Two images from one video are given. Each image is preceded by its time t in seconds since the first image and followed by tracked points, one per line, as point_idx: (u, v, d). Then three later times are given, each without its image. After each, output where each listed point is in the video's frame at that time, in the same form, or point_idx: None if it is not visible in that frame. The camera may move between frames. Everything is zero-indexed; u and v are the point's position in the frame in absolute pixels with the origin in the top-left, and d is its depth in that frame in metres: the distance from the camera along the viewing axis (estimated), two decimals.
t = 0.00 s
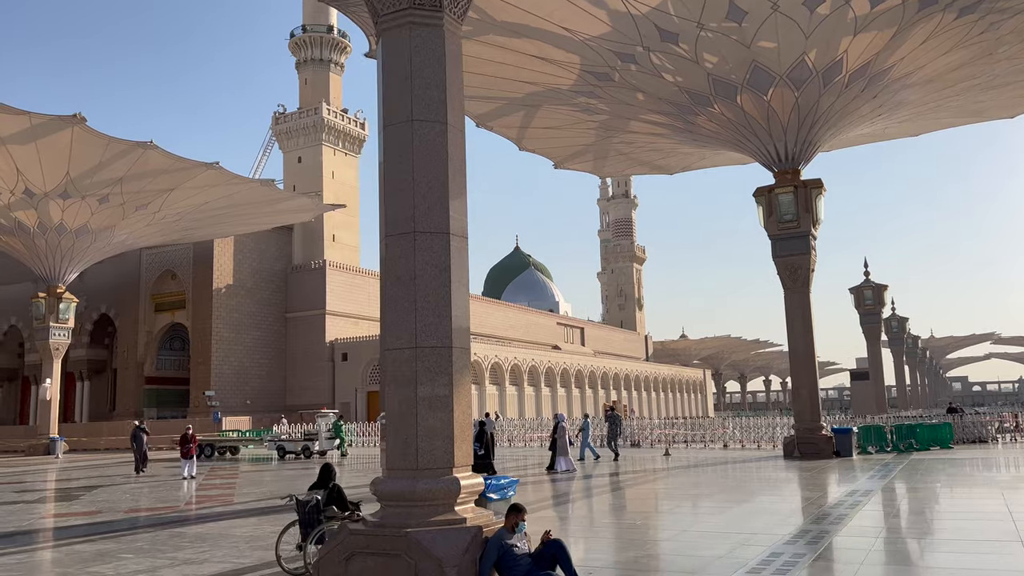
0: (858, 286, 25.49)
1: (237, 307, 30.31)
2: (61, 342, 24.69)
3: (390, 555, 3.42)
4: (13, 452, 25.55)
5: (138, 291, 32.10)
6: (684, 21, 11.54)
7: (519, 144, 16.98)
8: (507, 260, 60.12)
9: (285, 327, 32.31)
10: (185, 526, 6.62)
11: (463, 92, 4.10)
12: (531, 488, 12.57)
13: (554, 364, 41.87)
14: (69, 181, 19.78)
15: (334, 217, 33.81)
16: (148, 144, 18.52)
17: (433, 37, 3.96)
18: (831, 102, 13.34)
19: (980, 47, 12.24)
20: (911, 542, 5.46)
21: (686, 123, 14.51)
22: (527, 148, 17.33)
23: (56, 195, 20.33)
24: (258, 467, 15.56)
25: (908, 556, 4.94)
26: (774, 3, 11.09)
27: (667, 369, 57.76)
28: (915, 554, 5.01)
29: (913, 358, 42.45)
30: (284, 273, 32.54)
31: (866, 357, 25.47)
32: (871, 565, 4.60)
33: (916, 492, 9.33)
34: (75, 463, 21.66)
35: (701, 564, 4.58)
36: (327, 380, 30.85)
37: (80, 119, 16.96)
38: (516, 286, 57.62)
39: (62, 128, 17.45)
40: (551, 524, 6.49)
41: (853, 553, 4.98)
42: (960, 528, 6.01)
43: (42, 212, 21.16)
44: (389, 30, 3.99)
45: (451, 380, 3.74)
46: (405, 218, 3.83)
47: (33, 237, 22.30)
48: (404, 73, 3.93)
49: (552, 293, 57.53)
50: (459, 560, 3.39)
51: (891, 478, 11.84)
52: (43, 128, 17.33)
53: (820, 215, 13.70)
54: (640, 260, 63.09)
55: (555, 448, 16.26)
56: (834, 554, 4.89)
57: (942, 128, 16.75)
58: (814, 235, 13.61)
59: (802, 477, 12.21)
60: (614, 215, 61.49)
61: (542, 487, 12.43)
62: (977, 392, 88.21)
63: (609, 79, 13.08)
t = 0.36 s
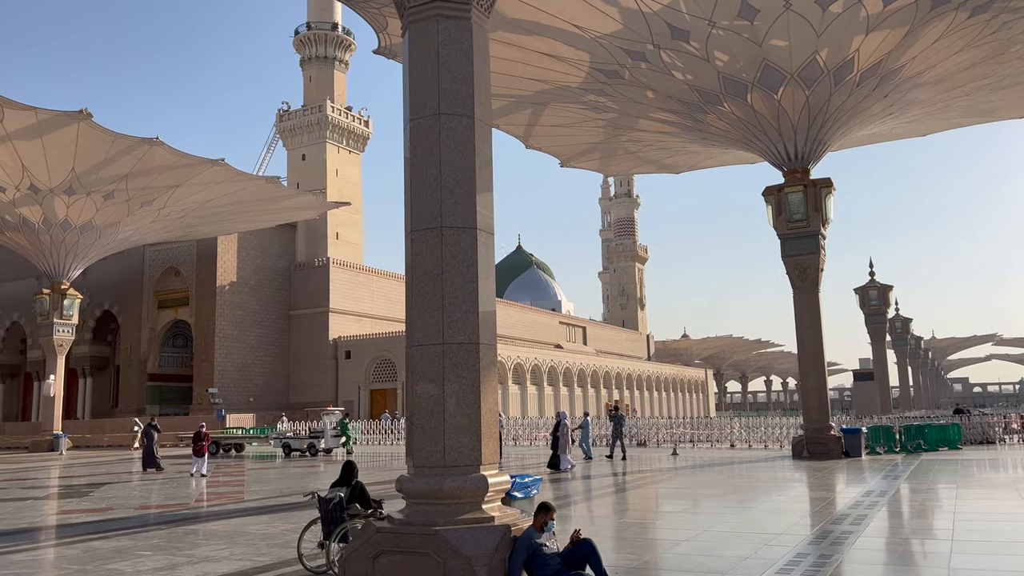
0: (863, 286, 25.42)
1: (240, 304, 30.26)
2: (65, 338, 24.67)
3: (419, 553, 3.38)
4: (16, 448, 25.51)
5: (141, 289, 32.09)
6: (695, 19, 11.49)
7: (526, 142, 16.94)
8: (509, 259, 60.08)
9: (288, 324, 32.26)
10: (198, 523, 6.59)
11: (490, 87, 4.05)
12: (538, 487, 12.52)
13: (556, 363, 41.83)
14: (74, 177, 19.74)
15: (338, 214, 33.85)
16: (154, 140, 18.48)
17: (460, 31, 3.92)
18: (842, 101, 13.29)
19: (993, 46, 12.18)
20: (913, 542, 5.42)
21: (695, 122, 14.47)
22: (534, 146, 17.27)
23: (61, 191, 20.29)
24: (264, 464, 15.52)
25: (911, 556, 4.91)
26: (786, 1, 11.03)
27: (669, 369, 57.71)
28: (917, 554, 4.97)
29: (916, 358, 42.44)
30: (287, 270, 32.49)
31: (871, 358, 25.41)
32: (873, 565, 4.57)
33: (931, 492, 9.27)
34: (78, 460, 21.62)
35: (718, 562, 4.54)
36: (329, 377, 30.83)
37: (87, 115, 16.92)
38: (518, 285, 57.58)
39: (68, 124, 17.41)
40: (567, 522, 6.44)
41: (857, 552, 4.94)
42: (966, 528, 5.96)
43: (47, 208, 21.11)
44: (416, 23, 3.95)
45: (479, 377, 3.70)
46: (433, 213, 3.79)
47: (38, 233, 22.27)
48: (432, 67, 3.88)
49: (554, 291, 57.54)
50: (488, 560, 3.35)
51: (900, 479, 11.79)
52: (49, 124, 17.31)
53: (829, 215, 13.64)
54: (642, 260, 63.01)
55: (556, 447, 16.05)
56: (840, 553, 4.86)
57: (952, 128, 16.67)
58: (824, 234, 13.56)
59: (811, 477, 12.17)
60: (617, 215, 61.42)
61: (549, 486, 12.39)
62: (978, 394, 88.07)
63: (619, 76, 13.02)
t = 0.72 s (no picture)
0: (866, 288, 25.38)
1: (242, 301, 30.22)
2: (68, 333, 24.63)
3: (445, 551, 3.35)
4: (18, 444, 25.48)
5: (143, 286, 32.08)
6: (706, 18, 11.45)
7: (533, 140, 16.89)
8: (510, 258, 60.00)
9: (289, 321, 32.21)
10: (209, 519, 6.55)
11: (515, 82, 4.01)
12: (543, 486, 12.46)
13: (557, 363, 41.77)
14: (78, 172, 19.69)
15: (340, 212, 33.92)
16: (159, 135, 18.43)
17: (486, 25, 3.88)
18: (851, 102, 13.26)
19: (1004, 48, 12.14)
20: (913, 542, 5.41)
21: (703, 121, 14.44)
22: (540, 144, 17.21)
23: (65, 186, 20.25)
24: (267, 461, 15.47)
25: (910, 556, 4.91)
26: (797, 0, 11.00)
27: (670, 370, 57.66)
28: (915, 554, 4.97)
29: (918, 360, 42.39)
30: (289, 268, 32.44)
31: (874, 360, 25.36)
32: (870, 565, 4.57)
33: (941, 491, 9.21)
34: (79, 456, 21.57)
35: (730, 561, 4.54)
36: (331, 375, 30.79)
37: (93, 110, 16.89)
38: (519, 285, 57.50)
39: (74, 119, 17.36)
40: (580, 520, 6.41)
41: (855, 552, 4.94)
42: (969, 529, 5.94)
43: (50, 203, 21.07)
44: (441, 18, 3.91)
45: (504, 374, 3.66)
46: (458, 208, 3.76)
47: (41, 228, 22.24)
48: (457, 62, 3.84)
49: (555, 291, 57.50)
50: (516, 558, 3.31)
51: (906, 480, 11.73)
52: (54, 119, 17.26)
53: (837, 215, 13.60)
54: (643, 260, 62.92)
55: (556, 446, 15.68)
56: (841, 553, 4.86)
57: (959, 129, 16.63)
58: (832, 235, 13.52)
59: (817, 477, 12.14)
60: (618, 215, 61.34)
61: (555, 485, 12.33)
62: (977, 397, 87.98)
63: (628, 75, 12.98)
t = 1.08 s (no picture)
0: (869, 289, 25.35)
1: (243, 297, 30.15)
2: (69, 328, 24.53)
3: (468, 551, 3.30)
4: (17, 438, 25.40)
5: (142, 281, 32.00)
6: (715, 16, 11.39)
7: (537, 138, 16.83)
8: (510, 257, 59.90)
9: (290, 318, 32.15)
10: (217, 516, 6.49)
11: (538, 76, 3.96)
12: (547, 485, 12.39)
13: (557, 362, 41.70)
14: (80, 167, 19.61)
15: (341, 209, 33.82)
16: (161, 130, 18.35)
17: (510, 18, 3.83)
18: (859, 103, 13.22)
19: (1013, 49, 12.09)
20: (915, 542, 5.41)
21: (710, 121, 14.39)
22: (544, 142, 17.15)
23: (67, 180, 20.16)
24: (269, 458, 15.40)
25: (911, 556, 4.90)
26: None
27: (669, 369, 57.62)
28: (916, 554, 4.96)
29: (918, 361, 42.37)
30: (290, 264, 32.37)
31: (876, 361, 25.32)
32: (868, 565, 4.57)
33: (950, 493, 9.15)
34: (79, 451, 21.49)
35: (742, 562, 4.49)
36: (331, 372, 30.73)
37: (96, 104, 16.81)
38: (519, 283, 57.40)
39: (76, 113, 17.28)
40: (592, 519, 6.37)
41: (859, 553, 4.92)
42: (975, 531, 5.92)
43: (52, 197, 20.97)
44: (463, 10, 3.86)
45: (526, 371, 3.61)
46: (481, 204, 3.71)
47: (42, 222, 22.15)
48: (480, 55, 3.79)
49: (555, 290, 57.41)
50: (540, 558, 3.26)
51: (913, 481, 11.68)
52: (57, 113, 17.18)
53: (844, 216, 13.55)
54: (643, 259, 62.83)
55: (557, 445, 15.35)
56: (843, 553, 4.86)
57: (966, 130, 16.58)
58: (838, 235, 13.48)
59: (822, 478, 12.10)
60: (618, 214, 61.24)
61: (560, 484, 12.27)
62: (974, 399, 87.99)
63: (635, 74, 12.91)
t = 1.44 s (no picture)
0: (870, 290, 25.33)
1: (243, 294, 30.07)
2: (68, 324, 24.40)
3: (491, 551, 3.25)
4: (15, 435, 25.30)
5: (142, 278, 31.90)
6: (724, 14, 11.34)
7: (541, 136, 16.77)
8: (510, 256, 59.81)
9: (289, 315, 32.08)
10: (225, 514, 6.43)
11: (561, 70, 3.90)
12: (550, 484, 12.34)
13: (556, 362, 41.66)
14: (80, 162, 19.52)
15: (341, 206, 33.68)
16: (162, 126, 18.27)
17: (534, 10, 3.76)
18: (865, 102, 13.18)
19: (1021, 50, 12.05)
20: (917, 542, 5.40)
21: (716, 119, 14.35)
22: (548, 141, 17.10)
23: (68, 176, 20.08)
24: (269, 456, 15.33)
25: (912, 556, 4.90)
26: None
27: (667, 369, 57.61)
28: (916, 554, 4.96)
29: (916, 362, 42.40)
30: (290, 262, 32.30)
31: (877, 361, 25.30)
32: (871, 565, 4.56)
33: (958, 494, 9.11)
34: (78, 448, 21.40)
35: (751, 564, 4.45)
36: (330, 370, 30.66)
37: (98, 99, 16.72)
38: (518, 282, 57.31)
39: (78, 108, 17.19)
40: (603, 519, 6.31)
41: (868, 553, 4.91)
42: (979, 532, 5.91)
43: (52, 193, 20.87)
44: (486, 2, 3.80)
45: (549, 369, 3.55)
46: (504, 198, 3.65)
47: (42, 218, 22.06)
48: (504, 49, 3.73)
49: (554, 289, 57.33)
50: (565, 559, 3.20)
51: (918, 483, 11.64)
52: (58, 107, 17.10)
53: (850, 216, 13.51)
54: (642, 259, 62.76)
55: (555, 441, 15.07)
56: (844, 554, 4.85)
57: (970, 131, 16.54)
58: (844, 236, 13.43)
59: (827, 479, 12.06)
60: (618, 213, 61.16)
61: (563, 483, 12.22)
62: (971, 400, 88.09)
63: (641, 72, 12.85)
